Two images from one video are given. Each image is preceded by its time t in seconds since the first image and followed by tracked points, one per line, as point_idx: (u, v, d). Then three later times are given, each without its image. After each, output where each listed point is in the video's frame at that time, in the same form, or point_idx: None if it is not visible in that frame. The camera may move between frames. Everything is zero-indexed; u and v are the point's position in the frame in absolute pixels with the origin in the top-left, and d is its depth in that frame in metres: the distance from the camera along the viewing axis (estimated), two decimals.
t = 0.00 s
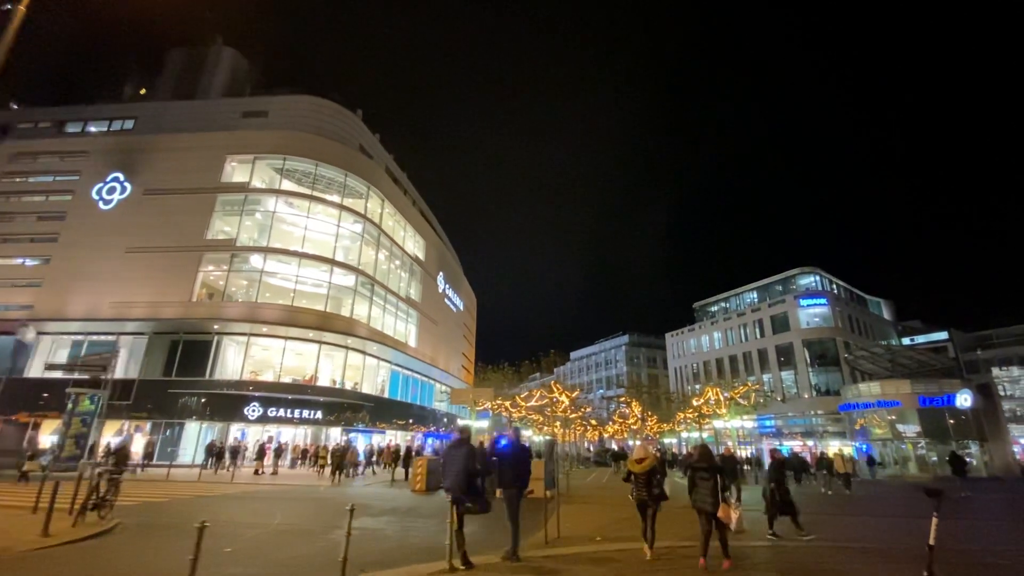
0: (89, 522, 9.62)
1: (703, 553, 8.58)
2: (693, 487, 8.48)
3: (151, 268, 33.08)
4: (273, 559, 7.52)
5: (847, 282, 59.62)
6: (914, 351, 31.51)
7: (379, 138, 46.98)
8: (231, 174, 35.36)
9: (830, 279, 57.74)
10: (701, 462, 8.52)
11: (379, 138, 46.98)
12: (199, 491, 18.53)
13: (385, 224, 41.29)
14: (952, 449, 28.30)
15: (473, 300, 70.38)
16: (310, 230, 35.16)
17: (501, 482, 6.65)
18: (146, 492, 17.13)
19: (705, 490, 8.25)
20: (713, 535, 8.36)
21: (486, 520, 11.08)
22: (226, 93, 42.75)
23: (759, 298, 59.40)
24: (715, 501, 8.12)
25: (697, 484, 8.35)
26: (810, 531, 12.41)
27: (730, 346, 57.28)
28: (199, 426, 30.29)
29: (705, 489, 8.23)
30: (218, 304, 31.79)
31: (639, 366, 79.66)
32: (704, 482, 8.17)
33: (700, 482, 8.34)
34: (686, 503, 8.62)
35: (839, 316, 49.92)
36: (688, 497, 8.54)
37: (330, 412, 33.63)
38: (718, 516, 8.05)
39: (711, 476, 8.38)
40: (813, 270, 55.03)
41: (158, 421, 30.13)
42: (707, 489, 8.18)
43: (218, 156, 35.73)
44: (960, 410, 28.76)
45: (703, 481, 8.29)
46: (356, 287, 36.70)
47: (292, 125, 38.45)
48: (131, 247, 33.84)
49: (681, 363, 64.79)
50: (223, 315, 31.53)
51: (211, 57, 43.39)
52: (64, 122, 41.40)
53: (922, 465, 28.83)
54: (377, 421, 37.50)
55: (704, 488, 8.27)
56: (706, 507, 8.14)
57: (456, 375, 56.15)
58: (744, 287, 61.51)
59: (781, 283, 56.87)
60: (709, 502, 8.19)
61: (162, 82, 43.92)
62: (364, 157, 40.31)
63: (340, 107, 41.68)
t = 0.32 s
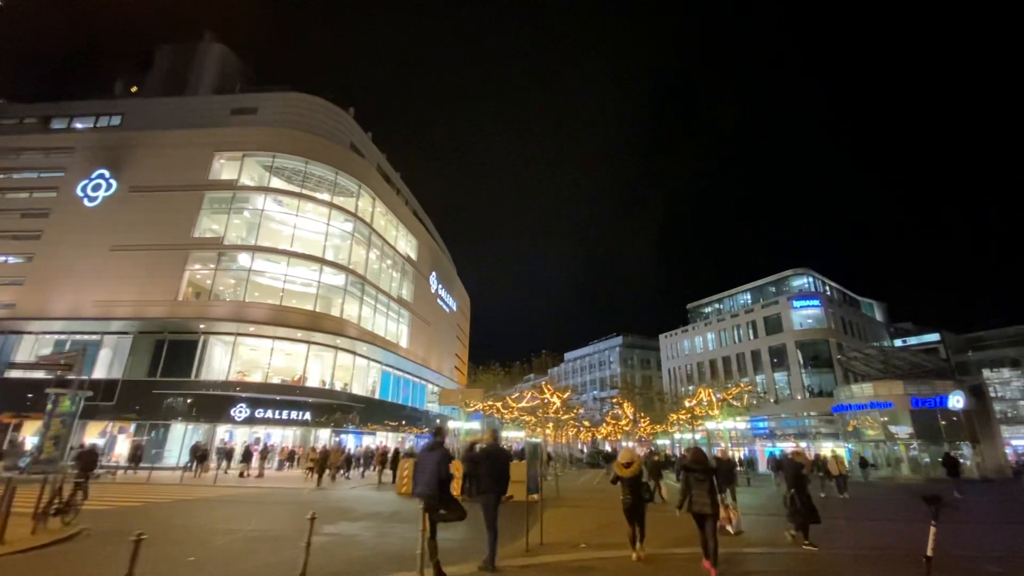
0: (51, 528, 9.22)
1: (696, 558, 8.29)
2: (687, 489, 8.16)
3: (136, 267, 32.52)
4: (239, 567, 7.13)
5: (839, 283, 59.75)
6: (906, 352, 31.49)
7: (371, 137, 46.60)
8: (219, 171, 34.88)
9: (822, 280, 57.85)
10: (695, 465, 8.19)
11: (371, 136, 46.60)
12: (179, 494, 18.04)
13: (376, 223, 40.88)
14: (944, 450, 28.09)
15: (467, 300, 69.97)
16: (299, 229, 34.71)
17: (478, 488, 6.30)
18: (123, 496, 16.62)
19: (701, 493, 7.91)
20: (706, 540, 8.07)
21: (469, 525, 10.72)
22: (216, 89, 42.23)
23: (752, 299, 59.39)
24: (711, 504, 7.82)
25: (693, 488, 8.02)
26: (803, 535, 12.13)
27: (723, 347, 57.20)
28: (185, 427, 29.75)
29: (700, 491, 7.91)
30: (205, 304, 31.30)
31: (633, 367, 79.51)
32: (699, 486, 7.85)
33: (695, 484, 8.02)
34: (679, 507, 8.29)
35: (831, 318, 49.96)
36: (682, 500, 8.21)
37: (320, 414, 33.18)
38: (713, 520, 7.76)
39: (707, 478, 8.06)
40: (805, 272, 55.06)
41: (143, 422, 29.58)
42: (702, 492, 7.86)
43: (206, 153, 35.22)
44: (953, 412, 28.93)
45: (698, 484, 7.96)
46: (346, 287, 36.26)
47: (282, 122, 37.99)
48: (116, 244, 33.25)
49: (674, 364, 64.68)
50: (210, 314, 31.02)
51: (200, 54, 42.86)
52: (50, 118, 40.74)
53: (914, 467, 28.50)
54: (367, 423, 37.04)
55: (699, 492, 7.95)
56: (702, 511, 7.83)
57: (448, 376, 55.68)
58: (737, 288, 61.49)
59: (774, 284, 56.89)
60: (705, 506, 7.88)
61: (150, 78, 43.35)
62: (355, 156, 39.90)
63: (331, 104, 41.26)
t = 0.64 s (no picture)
0: (14, 530, 8.81)
1: (686, 559, 8.05)
2: (674, 487, 7.94)
3: (121, 264, 31.92)
4: (206, 571, 6.77)
5: (831, 284, 59.91)
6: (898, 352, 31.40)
7: (362, 134, 46.16)
8: (207, 167, 34.31)
9: (815, 281, 57.98)
10: (682, 463, 7.96)
11: (362, 134, 46.16)
12: (159, 495, 17.61)
13: (367, 221, 40.45)
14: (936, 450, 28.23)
15: (459, 300, 69.58)
16: (289, 226, 34.25)
17: (456, 488, 5.99)
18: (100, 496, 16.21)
19: (688, 491, 7.68)
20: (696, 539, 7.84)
21: (453, 527, 10.46)
22: (205, 85, 41.68)
23: (745, 300, 59.45)
24: (699, 503, 7.59)
25: (680, 486, 7.80)
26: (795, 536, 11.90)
27: (716, 348, 57.17)
28: (171, 427, 29.20)
29: (687, 490, 7.68)
30: (191, 301, 30.77)
31: (626, 367, 79.42)
32: (687, 484, 7.62)
33: (682, 482, 7.79)
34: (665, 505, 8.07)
35: (823, 318, 50.07)
36: (668, 498, 8.00)
37: (308, 414, 32.77)
38: (701, 519, 7.54)
39: (695, 475, 7.83)
40: (798, 272, 55.17)
41: (127, 422, 28.94)
42: (690, 490, 7.62)
43: (193, 148, 34.67)
44: (944, 412, 28.90)
45: (686, 482, 7.73)
46: (336, 285, 35.83)
47: (271, 118, 37.52)
48: (101, 241, 32.63)
49: (667, 365, 64.56)
50: (196, 312, 30.50)
51: (189, 48, 42.29)
52: (35, 112, 40.01)
53: (906, 467, 28.80)
54: (357, 423, 36.60)
55: (686, 490, 7.72)
56: (690, 509, 7.59)
57: (441, 376, 55.26)
58: (730, 289, 61.52)
59: (767, 285, 56.97)
60: (692, 504, 7.65)
61: (137, 73, 42.68)
62: (346, 153, 39.48)
63: (322, 101, 40.83)
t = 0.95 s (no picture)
0: None
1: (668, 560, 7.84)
2: (656, 487, 7.71)
3: (103, 260, 31.23)
4: None
5: (822, 285, 60.13)
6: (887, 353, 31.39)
7: (352, 130, 45.67)
8: (192, 162, 33.69)
9: (806, 281, 58.16)
10: (665, 463, 7.68)
11: (352, 130, 45.67)
12: (138, 496, 17.17)
13: (357, 218, 39.99)
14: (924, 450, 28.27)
15: (451, 299, 69.14)
16: (275, 223, 33.75)
17: (426, 491, 5.65)
18: (73, 498, 15.73)
19: (670, 491, 7.45)
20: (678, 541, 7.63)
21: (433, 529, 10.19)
22: (191, 79, 41.01)
23: (736, 300, 59.53)
24: (682, 504, 7.37)
25: (662, 486, 7.56)
26: (784, 538, 11.70)
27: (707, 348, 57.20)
28: (153, 426, 28.58)
29: (670, 489, 7.44)
30: (175, 298, 30.15)
31: (618, 367, 79.37)
32: (672, 484, 7.38)
33: (665, 482, 7.55)
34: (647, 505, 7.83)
35: (814, 319, 50.19)
36: (650, 498, 7.76)
37: (294, 414, 32.31)
38: (684, 519, 7.32)
39: (678, 475, 7.58)
40: (789, 273, 55.29)
41: (107, 422, 28.22)
42: (672, 491, 7.38)
43: (178, 143, 34.01)
44: (934, 412, 28.91)
45: (668, 482, 7.50)
46: (324, 283, 35.34)
47: (258, 113, 36.93)
48: (82, 236, 31.90)
49: (659, 365, 64.49)
50: (180, 309, 29.91)
51: (176, 42, 41.59)
52: (17, 105, 39.16)
53: (895, 467, 28.99)
54: (345, 423, 36.14)
55: (670, 490, 7.48)
56: (673, 510, 7.35)
57: (431, 375, 54.85)
58: (721, 289, 61.59)
59: (758, 285, 57.07)
60: (676, 505, 7.40)
61: (122, 66, 41.93)
62: (335, 149, 38.98)
63: (311, 96, 40.29)
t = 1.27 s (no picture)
0: None
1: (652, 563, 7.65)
2: (642, 490, 7.43)
3: (86, 256, 30.58)
4: None
5: (813, 286, 60.35)
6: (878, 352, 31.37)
7: (342, 127, 45.19)
8: (178, 157, 33.11)
9: (797, 282, 58.32)
10: (650, 465, 7.42)
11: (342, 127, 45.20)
12: (116, 498, 16.73)
13: (346, 215, 39.55)
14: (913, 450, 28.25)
15: (443, 298, 68.80)
16: (262, 219, 33.29)
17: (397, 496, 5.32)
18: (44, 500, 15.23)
19: (657, 493, 7.23)
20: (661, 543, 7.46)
21: (414, 534, 9.91)
22: (179, 73, 40.35)
23: (728, 301, 59.54)
24: (668, 506, 7.17)
25: (648, 489, 7.30)
26: (772, 540, 11.51)
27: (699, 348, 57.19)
28: (136, 426, 28.04)
29: (655, 491, 7.23)
30: (158, 296, 29.53)
31: (610, 368, 79.26)
32: (657, 485, 7.15)
33: (650, 485, 7.31)
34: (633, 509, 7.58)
35: (805, 319, 50.32)
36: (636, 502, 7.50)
37: (280, 414, 31.78)
38: (669, 522, 7.12)
39: (663, 477, 7.34)
40: (781, 273, 55.41)
41: (88, 421, 27.62)
42: (658, 494, 7.15)
43: (164, 137, 33.37)
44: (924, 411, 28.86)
45: (653, 484, 7.27)
46: (312, 281, 34.88)
47: (246, 108, 36.40)
48: (64, 232, 31.21)
49: (651, 365, 64.37)
50: (164, 307, 29.31)
51: (163, 36, 40.92)
52: None
53: (886, 467, 29.03)
54: (333, 423, 35.68)
55: (655, 491, 7.26)
56: (658, 511, 7.15)
57: (423, 375, 54.48)
58: (713, 289, 61.60)
59: (749, 285, 57.12)
60: (661, 506, 7.22)
61: (108, 60, 41.16)
62: (325, 145, 38.52)
63: (301, 92, 39.76)
